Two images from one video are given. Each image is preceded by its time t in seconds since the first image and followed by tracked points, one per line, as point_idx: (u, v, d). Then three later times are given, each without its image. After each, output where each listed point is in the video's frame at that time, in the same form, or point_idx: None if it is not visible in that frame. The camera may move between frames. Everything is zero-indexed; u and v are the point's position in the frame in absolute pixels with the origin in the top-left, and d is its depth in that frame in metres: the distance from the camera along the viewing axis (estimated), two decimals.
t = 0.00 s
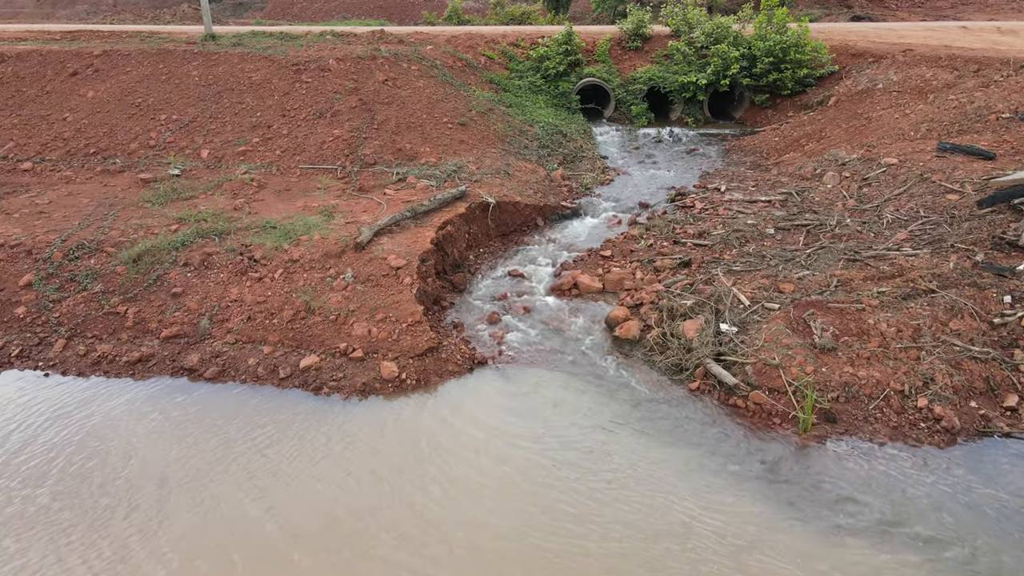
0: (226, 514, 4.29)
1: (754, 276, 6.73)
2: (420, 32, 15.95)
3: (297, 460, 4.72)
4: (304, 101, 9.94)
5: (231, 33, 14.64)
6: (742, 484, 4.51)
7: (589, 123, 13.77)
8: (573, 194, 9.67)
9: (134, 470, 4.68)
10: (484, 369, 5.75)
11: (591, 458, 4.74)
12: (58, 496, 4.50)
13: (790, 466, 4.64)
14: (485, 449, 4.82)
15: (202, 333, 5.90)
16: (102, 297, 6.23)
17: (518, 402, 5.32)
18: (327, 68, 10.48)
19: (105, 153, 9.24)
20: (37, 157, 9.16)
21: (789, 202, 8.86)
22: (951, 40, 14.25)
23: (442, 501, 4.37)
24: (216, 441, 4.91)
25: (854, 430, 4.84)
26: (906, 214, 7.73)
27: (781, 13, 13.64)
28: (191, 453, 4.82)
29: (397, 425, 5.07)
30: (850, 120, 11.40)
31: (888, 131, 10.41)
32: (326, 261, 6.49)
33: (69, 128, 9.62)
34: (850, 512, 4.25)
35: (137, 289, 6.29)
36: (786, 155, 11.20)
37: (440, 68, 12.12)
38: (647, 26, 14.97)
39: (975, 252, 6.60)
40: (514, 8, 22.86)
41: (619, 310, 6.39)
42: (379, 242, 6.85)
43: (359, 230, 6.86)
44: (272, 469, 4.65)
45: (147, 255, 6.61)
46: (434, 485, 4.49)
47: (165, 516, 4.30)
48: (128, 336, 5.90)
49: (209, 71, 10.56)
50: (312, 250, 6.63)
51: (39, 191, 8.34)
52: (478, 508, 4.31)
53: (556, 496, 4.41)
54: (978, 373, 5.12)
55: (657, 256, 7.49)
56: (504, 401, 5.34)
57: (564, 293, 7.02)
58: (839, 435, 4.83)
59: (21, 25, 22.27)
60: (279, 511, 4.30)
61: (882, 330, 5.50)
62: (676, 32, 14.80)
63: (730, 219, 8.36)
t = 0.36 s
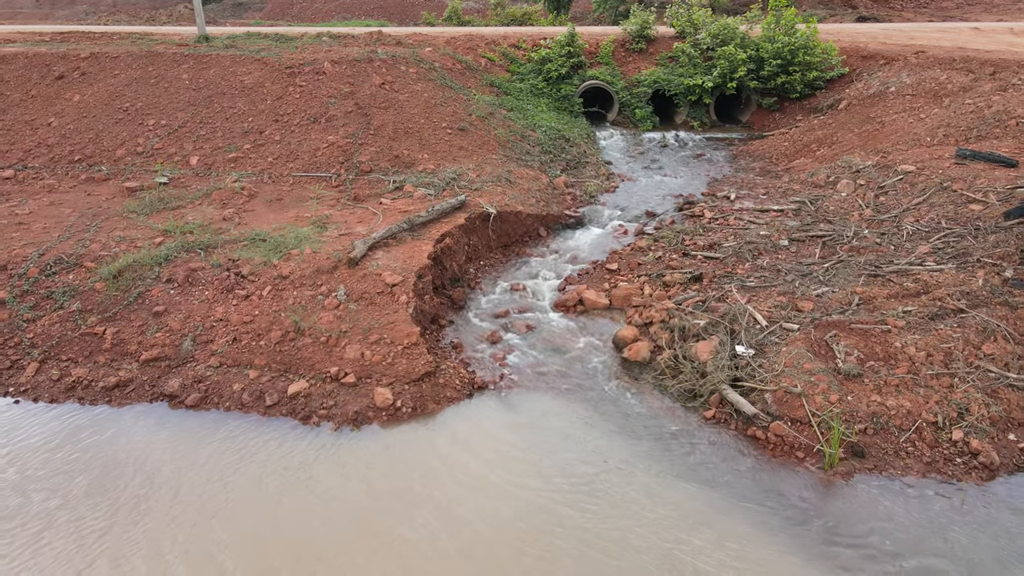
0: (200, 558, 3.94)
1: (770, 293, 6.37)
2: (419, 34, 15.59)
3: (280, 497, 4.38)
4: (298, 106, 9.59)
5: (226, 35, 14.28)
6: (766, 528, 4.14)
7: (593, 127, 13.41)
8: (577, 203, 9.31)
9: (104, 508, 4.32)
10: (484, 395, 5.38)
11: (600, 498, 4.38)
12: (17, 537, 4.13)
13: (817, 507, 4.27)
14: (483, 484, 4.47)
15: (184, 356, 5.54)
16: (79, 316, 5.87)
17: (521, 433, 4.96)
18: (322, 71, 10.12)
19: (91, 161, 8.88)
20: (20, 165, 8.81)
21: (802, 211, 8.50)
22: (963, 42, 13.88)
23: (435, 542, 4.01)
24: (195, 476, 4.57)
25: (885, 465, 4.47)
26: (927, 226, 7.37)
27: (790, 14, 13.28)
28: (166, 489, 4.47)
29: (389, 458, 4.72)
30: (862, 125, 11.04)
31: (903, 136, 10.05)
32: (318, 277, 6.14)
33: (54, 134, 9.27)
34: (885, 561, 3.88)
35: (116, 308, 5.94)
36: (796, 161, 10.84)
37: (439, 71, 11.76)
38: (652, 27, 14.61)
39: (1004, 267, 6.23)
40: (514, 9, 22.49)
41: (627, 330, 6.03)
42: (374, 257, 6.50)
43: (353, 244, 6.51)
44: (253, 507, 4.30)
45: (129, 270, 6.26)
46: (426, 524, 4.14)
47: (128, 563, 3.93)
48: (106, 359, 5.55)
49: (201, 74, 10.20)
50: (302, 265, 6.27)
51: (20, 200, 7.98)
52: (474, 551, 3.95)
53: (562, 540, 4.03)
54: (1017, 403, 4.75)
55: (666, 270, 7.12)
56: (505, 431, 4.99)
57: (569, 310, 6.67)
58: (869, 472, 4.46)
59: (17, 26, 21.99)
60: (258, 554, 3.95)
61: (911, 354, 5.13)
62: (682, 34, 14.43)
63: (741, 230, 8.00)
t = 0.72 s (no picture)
0: None
1: (779, 298, 6.20)
2: (420, 33, 15.42)
3: (267, 512, 4.23)
4: (296, 106, 9.42)
5: (223, 34, 14.10)
6: (779, 548, 3.96)
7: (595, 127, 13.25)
8: (580, 205, 9.15)
9: (85, 525, 4.17)
10: (485, 406, 5.21)
11: (605, 515, 4.22)
12: None
13: (832, 525, 4.10)
14: (478, 501, 4.30)
15: (176, 365, 5.37)
16: (68, 322, 5.70)
17: (523, 446, 4.79)
18: (321, 70, 9.96)
19: (85, 162, 8.72)
20: (12, 166, 8.64)
21: (809, 214, 8.33)
22: (970, 41, 13.70)
23: (425, 564, 3.85)
24: (181, 490, 4.41)
25: (902, 480, 4.30)
26: (939, 229, 7.19)
27: (795, 13, 13.11)
28: (151, 505, 4.31)
29: (381, 471, 4.56)
30: (869, 125, 10.88)
31: (911, 137, 9.88)
32: (314, 283, 5.97)
33: (47, 135, 9.10)
34: None
35: (107, 314, 5.77)
36: (802, 162, 10.67)
37: (439, 71, 11.59)
38: (655, 26, 14.43)
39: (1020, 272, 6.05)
40: (515, 8, 22.31)
41: (633, 337, 5.86)
42: (372, 261, 6.33)
43: (351, 248, 6.34)
44: (239, 523, 4.15)
45: (120, 275, 6.09)
46: (416, 544, 3.98)
47: None
48: (95, 367, 5.38)
49: (197, 74, 10.04)
50: (299, 270, 6.10)
51: (11, 203, 7.81)
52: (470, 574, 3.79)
53: (559, 564, 3.87)
54: None
55: (672, 275, 6.96)
56: (506, 444, 4.82)
57: (572, 316, 6.50)
58: (885, 487, 4.29)
59: (14, 25, 21.87)
60: None
61: (926, 363, 4.96)
62: (686, 33, 14.26)
63: (748, 234, 7.83)
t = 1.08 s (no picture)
0: None
1: (783, 300, 6.14)
2: (420, 33, 15.35)
3: (261, 513, 4.20)
4: (296, 106, 9.37)
5: (222, 33, 14.08)
6: (784, 553, 3.91)
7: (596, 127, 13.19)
8: (582, 206, 9.09)
9: (81, 528, 4.12)
10: (486, 409, 5.16)
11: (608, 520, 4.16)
12: None
13: (838, 530, 4.04)
14: (475, 506, 4.26)
15: (174, 367, 5.32)
16: (65, 324, 5.65)
17: (525, 450, 4.74)
18: (320, 70, 9.90)
19: (83, 162, 8.66)
20: (10, 166, 8.59)
21: (813, 214, 8.27)
22: (972, 41, 13.64)
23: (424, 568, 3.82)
24: (179, 493, 4.37)
25: (909, 485, 4.24)
26: (944, 230, 7.13)
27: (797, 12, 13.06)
28: (143, 506, 4.27)
29: (377, 474, 4.51)
30: (871, 126, 10.82)
31: (914, 137, 9.82)
32: (314, 284, 5.92)
33: (45, 135, 9.05)
34: None
35: (105, 316, 5.71)
36: (805, 162, 10.61)
37: (440, 70, 11.53)
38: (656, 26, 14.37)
39: None
40: (515, 8, 22.26)
41: (635, 339, 5.80)
42: (373, 262, 6.28)
43: (351, 249, 6.29)
44: (232, 524, 4.12)
45: (118, 276, 6.03)
46: (409, 549, 3.94)
47: None
48: (93, 369, 5.33)
49: (196, 74, 9.98)
50: (298, 271, 6.05)
51: (9, 203, 7.76)
52: None
53: (557, 570, 3.82)
54: None
55: (674, 276, 6.90)
56: (507, 447, 4.77)
57: (574, 318, 6.45)
58: (892, 492, 4.23)
59: (14, 25, 21.84)
60: None
61: (933, 366, 4.90)
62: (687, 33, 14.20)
63: (751, 234, 7.77)
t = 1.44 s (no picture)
0: None
1: (784, 299, 6.13)
2: (421, 32, 15.35)
3: (255, 512, 4.20)
4: (296, 105, 9.37)
5: (222, 33, 14.08)
6: (785, 552, 3.91)
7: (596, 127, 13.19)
8: (582, 205, 9.09)
9: (82, 526, 4.12)
10: (487, 407, 5.15)
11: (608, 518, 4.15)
12: None
13: (839, 528, 4.04)
14: (469, 505, 4.23)
15: (174, 365, 5.32)
16: (66, 323, 5.65)
17: (526, 449, 4.74)
18: (321, 69, 9.91)
19: (83, 162, 8.66)
20: (10, 166, 8.59)
21: (813, 214, 8.27)
22: (973, 41, 13.63)
23: (425, 565, 3.82)
24: (181, 491, 4.37)
25: (910, 483, 4.23)
26: (945, 229, 7.13)
27: (797, 12, 13.07)
28: (140, 504, 4.28)
29: (372, 473, 4.51)
30: (872, 125, 10.82)
31: (915, 137, 9.81)
32: (314, 283, 5.92)
33: (45, 134, 9.05)
34: None
35: (105, 315, 5.71)
36: (805, 161, 10.61)
37: (440, 70, 11.53)
38: (657, 26, 14.37)
39: None
40: (515, 8, 22.27)
41: (636, 338, 5.79)
42: (373, 261, 6.27)
43: (351, 247, 6.29)
44: (226, 522, 4.13)
45: (118, 275, 6.03)
46: (401, 548, 3.93)
47: None
48: (94, 368, 5.33)
49: (196, 73, 9.98)
50: (299, 270, 6.05)
51: (9, 202, 7.76)
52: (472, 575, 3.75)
53: (558, 567, 3.82)
54: None
55: (676, 275, 6.90)
56: (507, 446, 4.77)
57: (575, 316, 6.44)
58: (894, 490, 4.22)
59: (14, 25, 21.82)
60: None
61: (934, 364, 4.90)
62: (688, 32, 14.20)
63: (752, 234, 7.76)
